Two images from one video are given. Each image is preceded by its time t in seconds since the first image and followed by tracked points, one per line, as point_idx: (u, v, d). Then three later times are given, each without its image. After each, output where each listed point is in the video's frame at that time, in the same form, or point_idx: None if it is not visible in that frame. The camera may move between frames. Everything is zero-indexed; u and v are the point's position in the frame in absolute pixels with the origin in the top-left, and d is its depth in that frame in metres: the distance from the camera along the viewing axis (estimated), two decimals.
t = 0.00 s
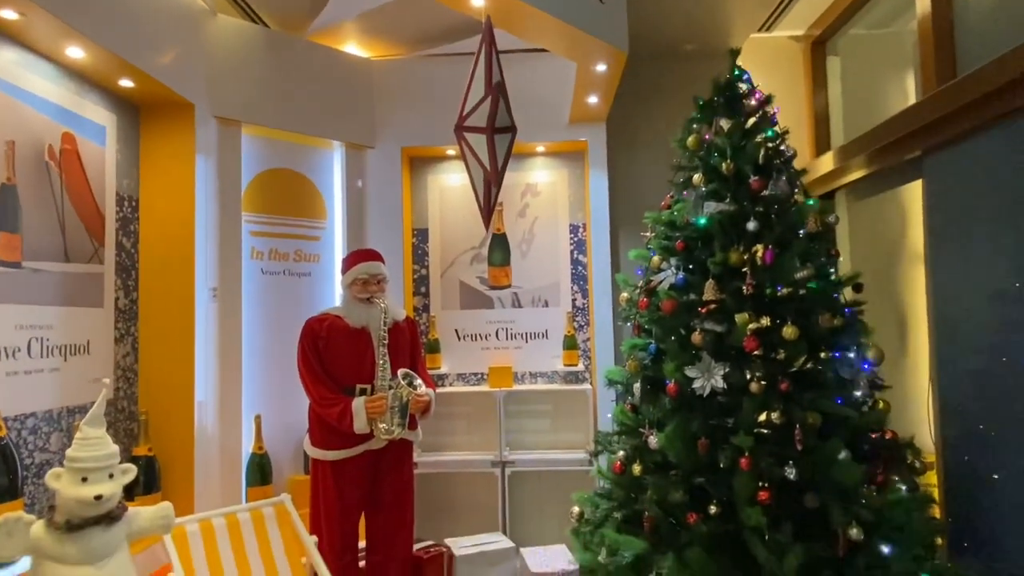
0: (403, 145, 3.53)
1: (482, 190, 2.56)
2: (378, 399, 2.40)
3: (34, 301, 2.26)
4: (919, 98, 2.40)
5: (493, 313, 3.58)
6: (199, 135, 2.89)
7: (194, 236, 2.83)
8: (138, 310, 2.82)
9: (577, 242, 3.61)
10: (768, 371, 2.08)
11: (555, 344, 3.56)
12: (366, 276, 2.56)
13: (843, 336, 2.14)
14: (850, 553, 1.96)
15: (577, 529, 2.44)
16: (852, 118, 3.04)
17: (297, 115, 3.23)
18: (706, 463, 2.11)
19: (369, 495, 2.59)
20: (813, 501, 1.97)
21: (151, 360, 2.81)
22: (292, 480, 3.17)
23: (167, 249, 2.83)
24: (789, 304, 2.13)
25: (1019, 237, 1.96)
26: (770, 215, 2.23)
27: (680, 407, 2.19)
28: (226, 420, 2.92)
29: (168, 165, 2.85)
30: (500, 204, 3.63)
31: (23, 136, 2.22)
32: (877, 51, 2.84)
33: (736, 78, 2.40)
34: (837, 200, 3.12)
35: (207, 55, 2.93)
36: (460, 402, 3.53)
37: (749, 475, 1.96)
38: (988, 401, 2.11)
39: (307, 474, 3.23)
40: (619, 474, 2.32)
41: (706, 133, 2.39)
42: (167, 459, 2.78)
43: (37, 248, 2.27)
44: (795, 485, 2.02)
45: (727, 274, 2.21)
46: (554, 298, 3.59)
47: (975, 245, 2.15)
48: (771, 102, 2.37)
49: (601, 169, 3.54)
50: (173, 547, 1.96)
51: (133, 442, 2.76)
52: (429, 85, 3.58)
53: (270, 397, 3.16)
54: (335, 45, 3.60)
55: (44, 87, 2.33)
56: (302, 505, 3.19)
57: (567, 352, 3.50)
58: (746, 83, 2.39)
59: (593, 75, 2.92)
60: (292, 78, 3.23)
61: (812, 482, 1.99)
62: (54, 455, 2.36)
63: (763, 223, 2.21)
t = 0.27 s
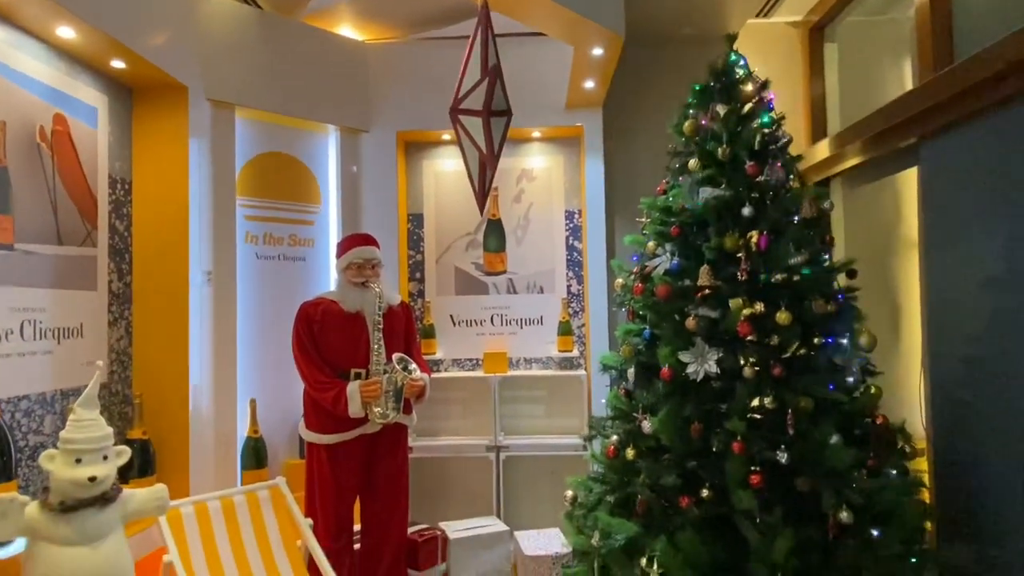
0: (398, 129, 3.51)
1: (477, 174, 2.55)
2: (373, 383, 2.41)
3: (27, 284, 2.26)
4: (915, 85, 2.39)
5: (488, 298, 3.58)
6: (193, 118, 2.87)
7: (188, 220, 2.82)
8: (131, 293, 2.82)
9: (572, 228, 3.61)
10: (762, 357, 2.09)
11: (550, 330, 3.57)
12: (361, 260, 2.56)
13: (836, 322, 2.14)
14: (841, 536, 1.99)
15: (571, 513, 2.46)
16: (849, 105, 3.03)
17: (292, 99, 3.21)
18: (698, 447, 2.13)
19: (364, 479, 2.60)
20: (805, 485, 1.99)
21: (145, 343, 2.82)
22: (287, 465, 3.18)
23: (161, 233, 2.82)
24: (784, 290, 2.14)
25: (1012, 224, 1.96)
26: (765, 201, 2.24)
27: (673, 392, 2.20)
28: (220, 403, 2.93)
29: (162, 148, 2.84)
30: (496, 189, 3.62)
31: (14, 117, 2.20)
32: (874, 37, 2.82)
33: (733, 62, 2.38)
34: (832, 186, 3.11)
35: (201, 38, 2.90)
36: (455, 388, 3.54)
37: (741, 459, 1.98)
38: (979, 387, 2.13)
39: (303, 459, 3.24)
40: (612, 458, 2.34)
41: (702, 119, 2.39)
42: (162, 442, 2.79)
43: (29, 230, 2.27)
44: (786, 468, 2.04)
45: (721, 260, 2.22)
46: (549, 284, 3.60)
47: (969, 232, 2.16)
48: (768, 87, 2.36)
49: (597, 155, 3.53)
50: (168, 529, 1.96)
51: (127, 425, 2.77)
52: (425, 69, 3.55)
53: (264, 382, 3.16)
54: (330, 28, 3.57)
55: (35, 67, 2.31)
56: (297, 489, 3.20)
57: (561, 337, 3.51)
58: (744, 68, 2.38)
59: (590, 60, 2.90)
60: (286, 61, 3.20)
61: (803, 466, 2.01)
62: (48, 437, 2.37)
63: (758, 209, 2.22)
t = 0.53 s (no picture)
0: (390, 112, 3.49)
1: (470, 156, 2.53)
2: (365, 366, 2.41)
3: (15, 266, 2.24)
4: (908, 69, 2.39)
5: (481, 283, 3.58)
6: (182, 100, 2.84)
7: (178, 203, 2.80)
8: (121, 277, 2.80)
9: (565, 213, 3.61)
10: (752, 340, 2.11)
11: (542, 316, 3.58)
12: (353, 244, 2.55)
13: (827, 306, 2.15)
14: (828, 517, 2.01)
15: (562, 495, 2.49)
16: (843, 90, 3.02)
17: (283, 81, 3.19)
18: (689, 430, 2.15)
19: (357, 462, 2.61)
20: (793, 467, 2.01)
21: (135, 326, 2.80)
22: (279, 448, 3.19)
23: (151, 216, 2.80)
24: (774, 274, 2.15)
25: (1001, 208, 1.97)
26: (757, 186, 2.25)
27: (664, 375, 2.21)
28: (212, 388, 2.93)
29: (150, 129, 2.81)
30: (489, 174, 3.61)
31: None
32: (868, 21, 2.81)
33: (727, 45, 2.36)
34: (825, 172, 3.12)
35: (190, 18, 2.87)
36: (447, 372, 3.54)
37: (731, 442, 2.00)
38: (966, 371, 2.15)
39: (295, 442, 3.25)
40: (603, 441, 2.35)
41: (696, 103, 2.37)
42: (153, 425, 2.78)
43: (15, 211, 2.24)
44: (775, 451, 2.06)
45: (713, 245, 2.22)
46: (542, 269, 3.60)
47: (958, 217, 2.17)
48: (761, 71, 2.35)
49: (590, 139, 3.52)
50: (159, 513, 1.94)
51: (118, 408, 2.76)
52: (417, 52, 3.53)
53: (257, 366, 3.17)
54: (321, 9, 3.44)
55: (20, 46, 2.28)
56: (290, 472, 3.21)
57: (554, 323, 3.52)
58: (737, 51, 2.37)
59: (584, 42, 2.89)
60: (277, 43, 3.17)
61: (792, 448, 2.03)
62: (38, 420, 2.36)
63: (750, 193, 2.22)
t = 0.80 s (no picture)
0: (379, 95, 3.47)
1: (460, 137, 2.53)
2: (354, 350, 2.41)
3: None
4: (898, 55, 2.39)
5: (471, 268, 3.57)
6: (166, 80, 2.80)
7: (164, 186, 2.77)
8: (106, 260, 2.78)
9: (555, 198, 3.60)
10: (740, 324, 2.11)
11: (532, 301, 3.58)
12: (341, 228, 2.53)
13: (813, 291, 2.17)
14: (813, 498, 2.04)
15: (551, 478, 2.51)
16: (832, 75, 3.02)
17: (270, 63, 3.15)
18: (676, 413, 2.17)
19: (346, 446, 2.61)
20: (779, 449, 2.03)
21: (121, 310, 2.78)
22: (267, 432, 3.20)
23: (136, 198, 2.77)
24: (762, 259, 2.16)
25: (987, 193, 1.98)
26: (747, 170, 2.24)
27: (652, 359, 2.22)
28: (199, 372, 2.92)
29: (134, 110, 2.77)
30: (478, 158, 3.59)
31: None
32: (860, 6, 2.80)
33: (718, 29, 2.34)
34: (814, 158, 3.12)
35: None
36: (437, 357, 3.54)
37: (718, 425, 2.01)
38: (951, 355, 2.17)
39: (284, 427, 3.25)
40: (592, 424, 2.36)
41: (687, 86, 2.36)
42: (140, 409, 2.77)
43: None
44: (762, 433, 2.08)
45: (702, 229, 2.22)
46: (531, 254, 3.60)
47: (945, 202, 2.18)
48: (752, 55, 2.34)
49: (580, 123, 3.51)
50: (147, 495, 1.94)
51: (104, 392, 2.73)
52: (406, 34, 3.50)
53: (245, 350, 3.17)
54: None
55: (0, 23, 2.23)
56: (278, 456, 3.21)
57: (543, 308, 3.52)
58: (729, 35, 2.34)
59: (574, 25, 2.87)
60: (264, 24, 3.14)
61: (778, 431, 2.05)
62: (23, 404, 2.34)
63: (740, 177, 2.22)
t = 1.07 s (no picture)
0: (363, 78, 3.45)
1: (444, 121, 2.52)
2: (339, 336, 2.41)
3: None
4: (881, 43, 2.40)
5: (456, 254, 3.57)
6: (146, 62, 2.75)
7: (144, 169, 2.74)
8: (85, 244, 2.74)
9: (541, 184, 3.60)
10: (723, 309, 2.13)
11: (518, 287, 3.58)
12: (325, 213, 2.52)
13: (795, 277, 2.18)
14: (793, 480, 2.06)
15: (536, 463, 2.53)
16: (817, 62, 3.03)
17: (252, 46, 3.11)
18: (660, 397, 2.18)
19: (331, 430, 2.61)
20: (760, 433, 2.05)
21: (102, 295, 2.75)
22: (252, 418, 3.19)
23: (116, 182, 2.73)
24: (745, 245, 2.17)
25: (967, 180, 2.00)
26: (731, 156, 2.25)
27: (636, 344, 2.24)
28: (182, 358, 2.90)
29: (113, 92, 2.72)
30: (464, 142, 3.57)
31: None
32: None
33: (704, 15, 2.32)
34: (797, 145, 3.14)
35: None
36: (422, 343, 3.54)
37: (700, 409, 2.03)
38: (930, 341, 2.19)
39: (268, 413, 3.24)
40: (576, 409, 2.38)
41: (673, 73, 2.36)
42: (121, 395, 2.75)
43: None
44: (743, 417, 2.10)
45: (686, 215, 2.23)
46: (517, 240, 3.59)
47: (926, 189, 2.19)
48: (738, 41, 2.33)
49: (566, 108, 3.51)
50: (130, 479, 1.96)
51: (85, 377, 2.70)
52: (391, 17, 3.47)
53: (228, 335, 3.15)
54: None
55: None
56: (263, 442, 3.20)
57: (529, 294, 3.52)
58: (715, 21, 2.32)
59: (560, 9, 2.86)
60: (246, 6, 3.10)
61: (759, 415, 2.07)
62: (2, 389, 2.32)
63: (724, 163, 2.23)
